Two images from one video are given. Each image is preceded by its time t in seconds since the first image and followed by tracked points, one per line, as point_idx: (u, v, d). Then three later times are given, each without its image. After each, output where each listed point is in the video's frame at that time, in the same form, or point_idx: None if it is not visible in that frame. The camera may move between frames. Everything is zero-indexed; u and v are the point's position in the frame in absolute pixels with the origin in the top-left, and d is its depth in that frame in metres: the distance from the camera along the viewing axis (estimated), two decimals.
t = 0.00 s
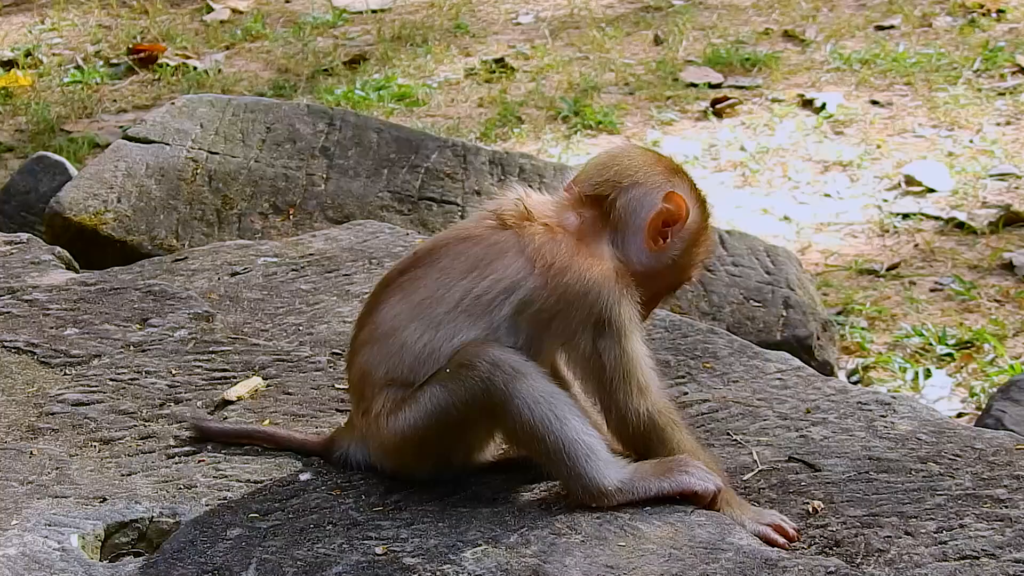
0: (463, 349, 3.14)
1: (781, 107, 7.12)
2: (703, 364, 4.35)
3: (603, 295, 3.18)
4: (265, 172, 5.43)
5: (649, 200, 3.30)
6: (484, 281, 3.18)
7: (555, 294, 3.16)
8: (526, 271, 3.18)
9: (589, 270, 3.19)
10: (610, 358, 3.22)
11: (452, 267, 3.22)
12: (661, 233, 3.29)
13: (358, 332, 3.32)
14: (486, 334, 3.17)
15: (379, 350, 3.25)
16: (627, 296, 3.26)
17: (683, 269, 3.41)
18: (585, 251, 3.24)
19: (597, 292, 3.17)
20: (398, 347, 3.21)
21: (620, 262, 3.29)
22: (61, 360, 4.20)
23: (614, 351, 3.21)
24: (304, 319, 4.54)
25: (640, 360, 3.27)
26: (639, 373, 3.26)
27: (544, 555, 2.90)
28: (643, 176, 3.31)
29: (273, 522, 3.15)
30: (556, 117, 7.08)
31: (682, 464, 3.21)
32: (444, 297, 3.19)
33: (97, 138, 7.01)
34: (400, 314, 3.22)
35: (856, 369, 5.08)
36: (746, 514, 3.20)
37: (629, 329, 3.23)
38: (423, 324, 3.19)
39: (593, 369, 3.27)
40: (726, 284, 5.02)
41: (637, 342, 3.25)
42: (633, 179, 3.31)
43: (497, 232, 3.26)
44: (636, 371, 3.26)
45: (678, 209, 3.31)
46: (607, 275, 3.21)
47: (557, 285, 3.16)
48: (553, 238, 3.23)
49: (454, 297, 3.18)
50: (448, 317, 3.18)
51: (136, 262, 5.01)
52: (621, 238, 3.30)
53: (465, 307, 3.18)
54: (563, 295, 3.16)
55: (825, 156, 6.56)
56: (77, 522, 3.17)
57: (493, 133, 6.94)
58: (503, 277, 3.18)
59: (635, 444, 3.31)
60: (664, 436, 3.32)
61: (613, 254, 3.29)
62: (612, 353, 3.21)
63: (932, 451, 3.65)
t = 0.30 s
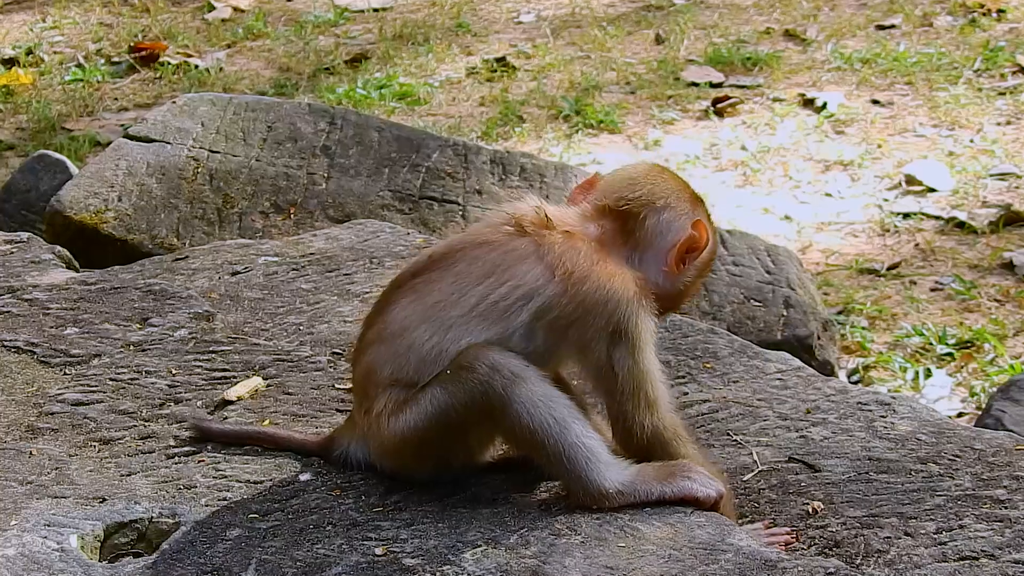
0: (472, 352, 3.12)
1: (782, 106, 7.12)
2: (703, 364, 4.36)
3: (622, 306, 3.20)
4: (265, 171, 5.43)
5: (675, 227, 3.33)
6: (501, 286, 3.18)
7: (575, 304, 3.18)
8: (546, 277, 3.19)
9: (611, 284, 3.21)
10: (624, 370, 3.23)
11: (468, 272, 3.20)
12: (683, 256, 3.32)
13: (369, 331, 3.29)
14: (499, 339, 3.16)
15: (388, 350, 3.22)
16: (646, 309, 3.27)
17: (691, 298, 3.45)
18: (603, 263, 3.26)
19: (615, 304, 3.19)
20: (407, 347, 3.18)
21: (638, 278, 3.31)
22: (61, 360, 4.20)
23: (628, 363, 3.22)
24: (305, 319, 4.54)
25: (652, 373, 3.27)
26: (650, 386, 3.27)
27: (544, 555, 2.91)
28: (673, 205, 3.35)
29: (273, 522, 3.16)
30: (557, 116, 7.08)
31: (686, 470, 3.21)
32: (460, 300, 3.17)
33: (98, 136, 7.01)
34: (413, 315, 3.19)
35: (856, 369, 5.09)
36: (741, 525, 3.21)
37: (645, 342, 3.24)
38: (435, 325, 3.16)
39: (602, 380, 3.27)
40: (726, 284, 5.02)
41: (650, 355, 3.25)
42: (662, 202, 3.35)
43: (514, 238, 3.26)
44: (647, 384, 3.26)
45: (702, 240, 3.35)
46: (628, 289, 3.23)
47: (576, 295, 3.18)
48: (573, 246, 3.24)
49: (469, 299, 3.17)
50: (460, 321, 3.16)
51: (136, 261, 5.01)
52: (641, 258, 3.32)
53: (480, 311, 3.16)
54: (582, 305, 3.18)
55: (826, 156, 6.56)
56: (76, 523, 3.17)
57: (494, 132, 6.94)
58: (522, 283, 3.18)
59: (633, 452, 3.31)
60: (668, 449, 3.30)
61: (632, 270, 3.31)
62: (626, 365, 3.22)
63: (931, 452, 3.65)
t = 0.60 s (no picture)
0: (476, 352, 3.11)
1: (781, 108, 7.12)
2: (701, 365, 4.35)
3: (631, 309, 3.19)
4: (264, 172, 5.44)
5: (688, 231, 3.32)
6: (512, 287, 3.18)
7: (586, 305, 3.17)
8: (556, 276, 3.18)
9: (623, 286, 3.20)
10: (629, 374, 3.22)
11: (479, 272, 3.21)
12: (694, 259, 3.31)
13: (379, 328, 3.29)
14: (508, 339, 3.16)
15: (397, 349, 3.22)
16: (655, 312, 3.26)
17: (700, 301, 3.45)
18: (614, 263, 3.24)
19: (624, 304, 3.18)
20: (415, 347, 3.19)
21: (648, 278, 3.31)
22: (59, 359, 4.19)
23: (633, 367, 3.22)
24: (303, 319, 4.53)
25: (656, 376, 3.27)
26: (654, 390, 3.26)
27: (542, 555, 2.90)
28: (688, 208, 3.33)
29: (271, 522, 3.15)
30: (556, 118, 7.08)
31: (686, 474, 3.20)
32: (470, 299, 3.17)
33: (96, 137, 7.01)
34: (423, 315, 3.19)
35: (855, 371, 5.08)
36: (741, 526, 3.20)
37: (651, 347, 3.23)
38: (444, 323, 3.16)
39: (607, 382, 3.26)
40: (725, 285, 5.02)
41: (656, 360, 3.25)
42: (677, 205, 3.33)
43: (526, 239, 3.26)
44: (652, 388, 3.26)
45: (715, 245, 3.34)
46: (638, 290, 3.22)
47: (587, 296, 3.17)
48: (584, 245, 3.24)
49: (481, 299, 3.17)
50: (469, 321, 3.16)
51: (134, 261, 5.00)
52: (651, 260, 3.32)
53: (490, 311, 3.16)
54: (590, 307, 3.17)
55: (825, 158, 6.57)
56: (75, 521, 3.16)
57: (493, 133, 6.94)
58: (533, 284, 3.18)
59: (633, 453, 3.31)
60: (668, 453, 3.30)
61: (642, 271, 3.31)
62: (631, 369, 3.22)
63: (930, 453, 3.65)
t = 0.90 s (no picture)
0: (479, 348, 3.11)
1: (782, 107, 7.12)
2: (702, 364, 4.35)
3: (631, 304, 3.19)
4: (264, 169, 5.44)
5: (685, 224, 3.33)
6: (512, 283, 3.18)
7: (585, 299, 3.16)
8: (556, 271, 3.18)
9: (623, 281, 3.20)
10: (629, 369, 3.22)
11: (479, 269, 3.21)
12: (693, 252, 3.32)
13: (379, 326, 3.29)
14: (508, 335, 3.15)
15: (397, 347, 3.21)
16: (655, 309, 3.26)
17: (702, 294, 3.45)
18: (615, 260, 3.24)
19: (625, 300, 3.18)
20: (416, 344, 3.18)
21: (647, 275, 3.31)
22: (59, 357, 4.19)
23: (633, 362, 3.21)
24: (304, 317, 4.53)
25: (656, 374, 3.26)
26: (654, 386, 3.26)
27: (542, 554, 2.90)
28: (683, 200, 3.34)
29: (271, 520, 3.15)
30: (556, 115, 7.08)
31: (686, 474, 3.21)
32: (471, 296, 3.17)
33: (96, 134, 7.01)
34: (424, 312, 3.19)
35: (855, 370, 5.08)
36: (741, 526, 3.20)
37: (651, 344, 3.23)
38: (444, 320, 3.16)
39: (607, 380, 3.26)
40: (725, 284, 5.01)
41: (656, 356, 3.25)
42: (672, 199, 3.34)
43: (526, 236, 3.26)
44: (652, 384, 3.26)
45: (712, 237, 3.35)
46: (638, 286, 3.22)
47: (587, 290, 3.17)
48: (584, 241, 3.23)
49: (480, 296, 3.16)
50: (471, 318, 3.16)
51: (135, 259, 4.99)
52: (650, 255, 3.33)
53: (490, 307, 3.15)
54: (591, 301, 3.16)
55: (826, 157, 6.56)
56: (74, 520, 3.16)
57: (493, 131, 6.94)
58: (534, 279, 3.17)
59: (633, 450, 3.31)
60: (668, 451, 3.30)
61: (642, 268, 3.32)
62: (632, 364, 3.21)
63: (930, 453, 3.65)
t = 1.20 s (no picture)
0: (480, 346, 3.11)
1: (781, 106, 7.12)
2: (700, 362, 4.35)
3: (633, 304, 3.19)
4: (264, 168, 5.44)
5: (687, 222, 3.33)
6: (514, 282, 3.18)
7: (586, 299, 3.16)
8: (557, 271, 3.18)
9: (624, 280, 3.20)
10: (628, 369, 3.22)
11: (481, 268, 3.21)
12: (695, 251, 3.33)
13: (380, 324, 3.29)
14: (508, 334, 3.15)
15: (397, 345, 3.21)
16: (656, 308, 3.26)
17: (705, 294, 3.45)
18: (617, 259, 3.25)
19: (625, 300, 3.18)
20: (416, 342, 3.18)
21: (649, 274, 3.31)
22: (57, 355, 4.19)
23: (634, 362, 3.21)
24: (303, 315, 4.53)
25: (656, 373, 3.26)
26: (654, 386, 3.26)
27: (541, 552, 2.90)
28: (685, 198, 3.34)
29: (270, 518, 3.15)
30: (556, 115, 7.08)
31: (685, 472, 3.20)
32: (472, 294, 3.17)
33: (96, 133, 7.02)
34: (425, 310, 3.19)
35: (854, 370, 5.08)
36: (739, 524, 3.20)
37: (652, 343, 3.23)
38: (445, 318, 3.16)
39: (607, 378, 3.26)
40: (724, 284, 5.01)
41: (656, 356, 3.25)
42: (674, 197, 3.34)
43: (528, 234, 3.26)
44: (652, 383, 3.25)
45: (714, 236, 3.35)
46: (639, 285, 3.22)
47: (588, 290, 3.16)
48: (586, 241, 3.24)
49: (482, 294, 3.17)
50: (472, 317, 3.16)
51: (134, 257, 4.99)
52: (653, 254, 3.33)
53: (491, 306, 3.16)
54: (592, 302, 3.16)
55: (825, 156, 6.56)
56: (73, 517, 3.16)
57: (493, 131, 6.94)
58: (535, 278, 3.17)
59: (632, 450, 3.31)
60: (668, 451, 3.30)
61: (643, 267, 3.32)
62: (632, 364, 3.21)
63: (928, 451, 3.64)
